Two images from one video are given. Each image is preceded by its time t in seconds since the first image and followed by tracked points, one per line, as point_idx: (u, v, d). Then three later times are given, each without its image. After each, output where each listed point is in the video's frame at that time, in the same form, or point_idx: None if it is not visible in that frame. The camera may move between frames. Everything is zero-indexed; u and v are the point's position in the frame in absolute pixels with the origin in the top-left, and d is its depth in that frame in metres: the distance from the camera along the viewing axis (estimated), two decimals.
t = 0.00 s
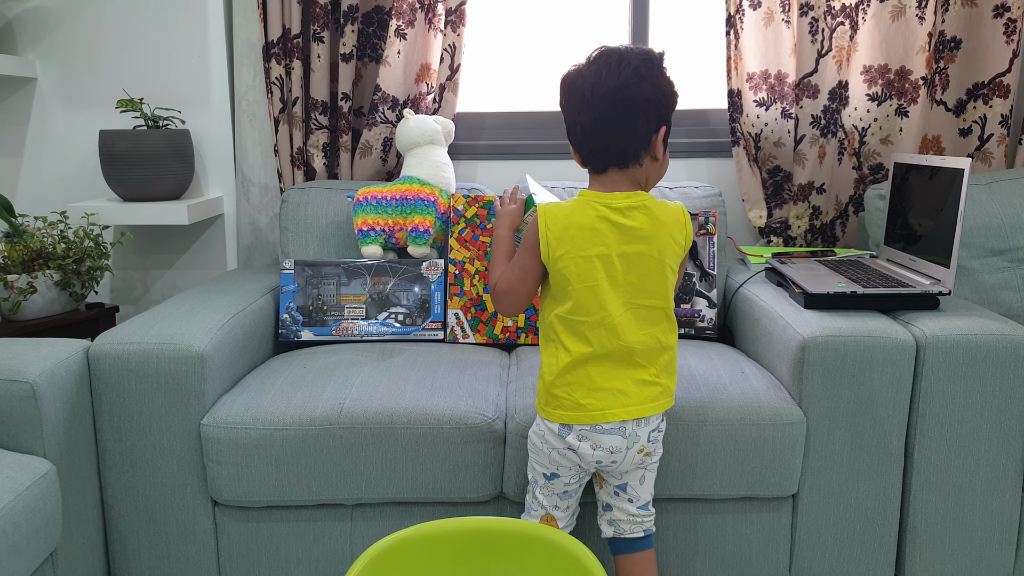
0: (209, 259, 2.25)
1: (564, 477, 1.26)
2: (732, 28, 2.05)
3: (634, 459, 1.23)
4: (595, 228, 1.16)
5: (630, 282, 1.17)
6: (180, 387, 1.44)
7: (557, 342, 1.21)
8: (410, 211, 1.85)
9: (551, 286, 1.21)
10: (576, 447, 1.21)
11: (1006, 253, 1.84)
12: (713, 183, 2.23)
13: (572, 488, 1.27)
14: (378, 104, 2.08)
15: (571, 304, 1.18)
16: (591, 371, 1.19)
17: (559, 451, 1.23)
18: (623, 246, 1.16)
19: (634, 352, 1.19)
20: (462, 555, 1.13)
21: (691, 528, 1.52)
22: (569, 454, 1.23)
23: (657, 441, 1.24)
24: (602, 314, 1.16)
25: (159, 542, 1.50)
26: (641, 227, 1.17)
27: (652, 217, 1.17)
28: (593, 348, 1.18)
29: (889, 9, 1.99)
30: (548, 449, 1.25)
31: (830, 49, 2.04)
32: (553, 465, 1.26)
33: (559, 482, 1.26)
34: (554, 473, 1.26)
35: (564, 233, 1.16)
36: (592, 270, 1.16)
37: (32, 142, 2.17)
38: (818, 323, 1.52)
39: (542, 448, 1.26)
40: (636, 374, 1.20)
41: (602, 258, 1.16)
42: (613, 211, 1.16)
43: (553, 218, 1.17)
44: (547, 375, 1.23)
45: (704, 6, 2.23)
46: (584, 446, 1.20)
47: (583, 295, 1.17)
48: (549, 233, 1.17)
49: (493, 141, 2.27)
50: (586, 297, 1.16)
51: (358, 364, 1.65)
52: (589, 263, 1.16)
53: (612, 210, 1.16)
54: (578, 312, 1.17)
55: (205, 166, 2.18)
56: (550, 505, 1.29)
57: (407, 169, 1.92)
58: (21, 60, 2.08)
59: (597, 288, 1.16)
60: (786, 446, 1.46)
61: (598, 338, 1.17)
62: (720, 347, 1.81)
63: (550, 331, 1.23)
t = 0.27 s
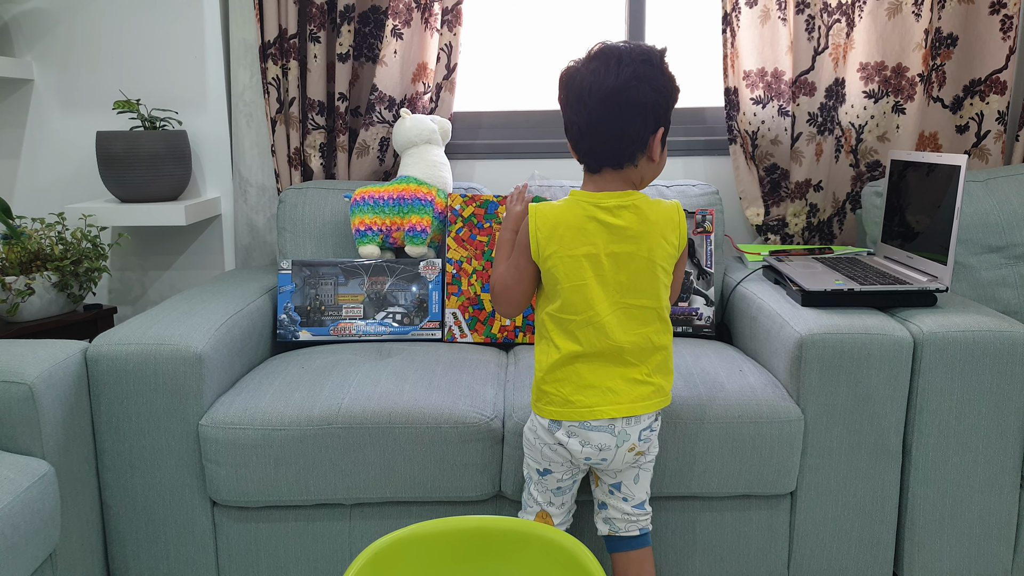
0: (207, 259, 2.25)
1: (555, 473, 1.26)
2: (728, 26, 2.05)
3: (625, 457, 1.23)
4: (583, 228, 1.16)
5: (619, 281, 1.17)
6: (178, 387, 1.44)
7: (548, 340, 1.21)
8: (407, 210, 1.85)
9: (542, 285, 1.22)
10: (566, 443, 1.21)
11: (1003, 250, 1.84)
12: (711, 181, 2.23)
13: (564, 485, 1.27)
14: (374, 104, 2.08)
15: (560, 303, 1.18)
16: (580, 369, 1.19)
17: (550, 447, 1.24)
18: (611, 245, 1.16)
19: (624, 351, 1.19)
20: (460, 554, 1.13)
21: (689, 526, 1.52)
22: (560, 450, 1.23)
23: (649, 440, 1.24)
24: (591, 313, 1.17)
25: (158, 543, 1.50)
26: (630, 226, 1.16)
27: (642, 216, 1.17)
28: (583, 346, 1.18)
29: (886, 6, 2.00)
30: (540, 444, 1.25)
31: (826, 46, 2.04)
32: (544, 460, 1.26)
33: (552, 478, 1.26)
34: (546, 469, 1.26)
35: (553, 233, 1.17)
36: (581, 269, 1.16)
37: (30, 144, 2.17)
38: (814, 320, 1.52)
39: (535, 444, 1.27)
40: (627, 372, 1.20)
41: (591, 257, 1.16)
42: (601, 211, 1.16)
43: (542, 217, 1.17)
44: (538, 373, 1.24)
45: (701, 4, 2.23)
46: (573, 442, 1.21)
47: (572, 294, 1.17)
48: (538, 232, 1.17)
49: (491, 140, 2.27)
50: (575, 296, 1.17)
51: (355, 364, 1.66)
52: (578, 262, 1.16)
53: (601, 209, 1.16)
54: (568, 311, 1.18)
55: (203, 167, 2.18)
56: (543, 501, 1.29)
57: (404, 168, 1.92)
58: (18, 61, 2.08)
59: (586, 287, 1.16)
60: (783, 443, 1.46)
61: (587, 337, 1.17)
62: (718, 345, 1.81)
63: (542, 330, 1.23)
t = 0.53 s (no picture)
0: (204, 259, 2.25)
1: (554, 474, 1.26)
2: (726, 25, 2.04)
3: (625, 457, 1.23)
4: (584, 228, 1.16)
5: (619, 282, 1.17)
6: (175, 387, 1.44)
7: (548, 342, 1.21)
8: (404, 210, 1.86)
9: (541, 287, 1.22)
10: (566, 445, 1.21)
11: (1001, 249, 1.84)
12: (708, 181, 2.23)
13: (563, 486, 1.27)
14: (372, 103, 2.08)
15: (560, 304, 1.18)
16: (580, 370, 1.19)
17: (549, 448, 1.24)
18: (611, 246, 1.16)
19: (624, 351, 1.19)
20: (458, 553, 1.13)
21: (687, 525, 1.52)
22: (559, 451, 1.23)
23: (648, 439, 1.24)
24: (592, 313, 1.17)
25: (155, 543, 1.50)
26: (630, 226, 1.17)
27: (641, 216, 1.17)
28: (583, 347, 1.18)
29: (883, 5, 2.00)
30: (539, 446, 1.25)
31: (824, 45, 2.04)
32: (543, 462, 1.26)
33: (550, 479, 1.26)
34: (545, 470, 1.26)
35: (553, 234, 1.16)
36: (581, 270, 1.16)
37: (27, 143, 2.17)
38: (812, 319, 1.52)
39: (533, 445, 1.27)
40: (626, 373, 1.20)
41: (591, 257, 1.16)
42: (601, 212, 1.16)
43: (542, 218, 1.17)
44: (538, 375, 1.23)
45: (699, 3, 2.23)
46: (573, 443, 1.21)
47: (572, 294, 1.17)
48: (538, 233, 1.17)
49: (488, 139, 2.27)
50: (575, 297, 1.17)
51: (353, 364, 1.66)
52: (578, 262, 1.16)
53: (601, 209, 1.16)
54: (568, 312, 1.18)
55: (200, 167, 2.18)
56: (541, 502, 1.29)
57: (402, 168, 1.92)
58: (15, 61, 2.07)
59: (586, 288, 1.16)
60: (781, 442, 1.46)
61: (587, 337, 1.17)
62: (715, 344, 1.82)
63: (542, 331, 1.23)
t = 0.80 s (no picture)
0: (203, 260, 2.25)
1: (550, 475, 1.26)
2: (724, 24, 2.04)
3: (621, 456, 1.23)
4: (579, 227, 1.16)
5: (614, 280, 1.17)
6: (174, 388, 1.44)
7: (543, 341, 1.21)
8: (403, 210, 1.86)
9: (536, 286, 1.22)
10: (562, 445, 1.21)
11: (999, 248, 1.84)
12: (707, 180, 2.23)
13: (559, 486, 1.27)
14: (370, 104, 2.08)
15: (556, 303, 1.18)
16: (576, 368, 1.19)
17: (545, 449, 1.23)
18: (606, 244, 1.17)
19: (619, 349, 1.19)
20: (458, 553, 1.13)
21: (685, 525, 1.52)
22: (554, 451, 1.23)
23: (643, 437, 1.25)
24: (588, 312, 1.17)
25: (154, 543, 1.50)
26: (624, 224, 1.17)
27: (635, 215, 1.18)
28: (579, 346, 1.18)
29: (881, 5, 2.00)
30: (534, 446, 1.25)
31: (822, 45, 2.04)
32: (539, 462, 1.26)
33: (545, 479, 1.26)
34: (540, 470, 1.26)
35: (549, 233, 1.16)
36: (578, 268, 1.16)
37: (25, 144, 2.17)
38: (811, 318, 1.52)
39: (528, 446, 1.27)
40: (622, 371, 1.20)
41: (587, 256, 1.16)
42: (597, 210, 1.17)
43: (537, 217, 1.17)
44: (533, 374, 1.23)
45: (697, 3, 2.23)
46: (569, 443, 1.20)
47: (568, 293, 1.17)
48: (534, 232, 1.17)
49: (487, 139, 2.27)
50: (571, 295, 1.17)
51: (350, 364, 1.66)
52: (574, 261, 1.16)
53: (595, 208, 1.17)
54: (564, 311, 1.18)
55: (199, 167, 2.18)
56: (536, 503, 1.29)
57: (400, 168, 1.92)
58: (13, 62, 2.07)
59: (582, 286, 1.16)
60: (779, 441, 1.46)
61: (583, 335, 1.17)
62: (714, 343, 1.82)
63: (536, 331, 1.23)
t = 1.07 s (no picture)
0: (204, 259, 2.25)
1: (551, 472, 1.26)
2: (724, 22, 2.04)
3: (622, 452, 1.23)
4: (578, 222, 1.16)
5: (613, 274, 1.17)
6: (175, 387, 1.44)
7: (544, 338, 1.21)
8: (403, 209, 1.86)
9: (535, 283, 1.22)
10: (564, 442, 1.21)
11: (1000, 245, 1.84)
12: (707, 178, 2.23)
13: (559, 483, 1.27)
14: (370, 102, 2.08)
15: (556, 299, 1.18)
16: (577, 364, 1.19)
17: (547, 445, 1.23)
18: (604, 239, 1.17)
19: (619, 343, 1.19)
20: (460, 550, 1.13)
21: (687, 522, 1.52)
22: (556, 448, 1.22)
23: (644, 433, 1.25)
24: (588, 306, 1.17)
25: (156, 542, 1.50)
26: (621, 219, 1.18)
27: (630, 209, 1.19)
28: (580, 340, 1.18)
29: (881, 2, 2.00)
30: (535, 444, 1.25)
31: (823, 42, 2.03)
32: (540, 459, 1.25)
33: (546, 476, 1.26)
34: (541, 468, 1.26)
35: (548, 229, 1.16)
36: (577, 263, 1.16)
37: (25, 144, 2.17)
38: (812, 316, 1.52)
39: (530, 444, 1.26)
40: (623, 365, 1.20)
41: (585, 251, 1.16)
42: (593, 205, 1.17)
43: (536, 214, 1.17)
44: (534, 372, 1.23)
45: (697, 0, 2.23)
46: (571, 439, 1.20)
47: (568, 288, 1.17)
48: (533, 229, 1.17)
49: (487, 138, 2.27)
50: (571, 290, 1.17)
51: (351, 363, 1.65)
52: (573, 256, 1.16)
53: (593, 203, 1.17)
54: (565, 306, 1.18)
55: (199, 166, 2.18)
56: (536, 500, 1.29)
57: (400, 167, 1.92)
58: (12, 61, 2.07)
59: (582, 281, 1.16)
60: (780, 439, 1.46)
61: (584, 330, 1.17)
62: (715, 341, 1.81)
63: (536, 329, 1.23)
